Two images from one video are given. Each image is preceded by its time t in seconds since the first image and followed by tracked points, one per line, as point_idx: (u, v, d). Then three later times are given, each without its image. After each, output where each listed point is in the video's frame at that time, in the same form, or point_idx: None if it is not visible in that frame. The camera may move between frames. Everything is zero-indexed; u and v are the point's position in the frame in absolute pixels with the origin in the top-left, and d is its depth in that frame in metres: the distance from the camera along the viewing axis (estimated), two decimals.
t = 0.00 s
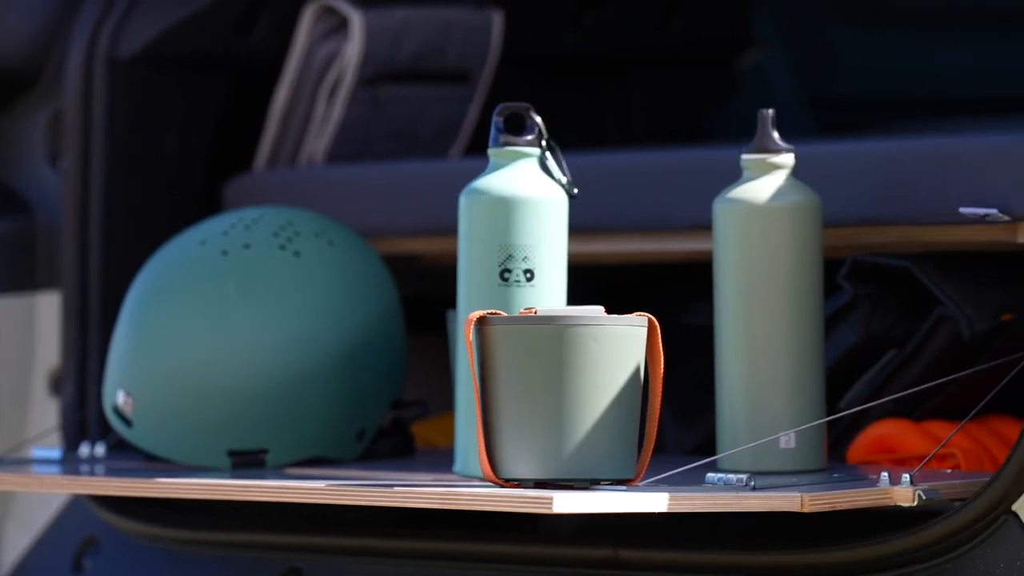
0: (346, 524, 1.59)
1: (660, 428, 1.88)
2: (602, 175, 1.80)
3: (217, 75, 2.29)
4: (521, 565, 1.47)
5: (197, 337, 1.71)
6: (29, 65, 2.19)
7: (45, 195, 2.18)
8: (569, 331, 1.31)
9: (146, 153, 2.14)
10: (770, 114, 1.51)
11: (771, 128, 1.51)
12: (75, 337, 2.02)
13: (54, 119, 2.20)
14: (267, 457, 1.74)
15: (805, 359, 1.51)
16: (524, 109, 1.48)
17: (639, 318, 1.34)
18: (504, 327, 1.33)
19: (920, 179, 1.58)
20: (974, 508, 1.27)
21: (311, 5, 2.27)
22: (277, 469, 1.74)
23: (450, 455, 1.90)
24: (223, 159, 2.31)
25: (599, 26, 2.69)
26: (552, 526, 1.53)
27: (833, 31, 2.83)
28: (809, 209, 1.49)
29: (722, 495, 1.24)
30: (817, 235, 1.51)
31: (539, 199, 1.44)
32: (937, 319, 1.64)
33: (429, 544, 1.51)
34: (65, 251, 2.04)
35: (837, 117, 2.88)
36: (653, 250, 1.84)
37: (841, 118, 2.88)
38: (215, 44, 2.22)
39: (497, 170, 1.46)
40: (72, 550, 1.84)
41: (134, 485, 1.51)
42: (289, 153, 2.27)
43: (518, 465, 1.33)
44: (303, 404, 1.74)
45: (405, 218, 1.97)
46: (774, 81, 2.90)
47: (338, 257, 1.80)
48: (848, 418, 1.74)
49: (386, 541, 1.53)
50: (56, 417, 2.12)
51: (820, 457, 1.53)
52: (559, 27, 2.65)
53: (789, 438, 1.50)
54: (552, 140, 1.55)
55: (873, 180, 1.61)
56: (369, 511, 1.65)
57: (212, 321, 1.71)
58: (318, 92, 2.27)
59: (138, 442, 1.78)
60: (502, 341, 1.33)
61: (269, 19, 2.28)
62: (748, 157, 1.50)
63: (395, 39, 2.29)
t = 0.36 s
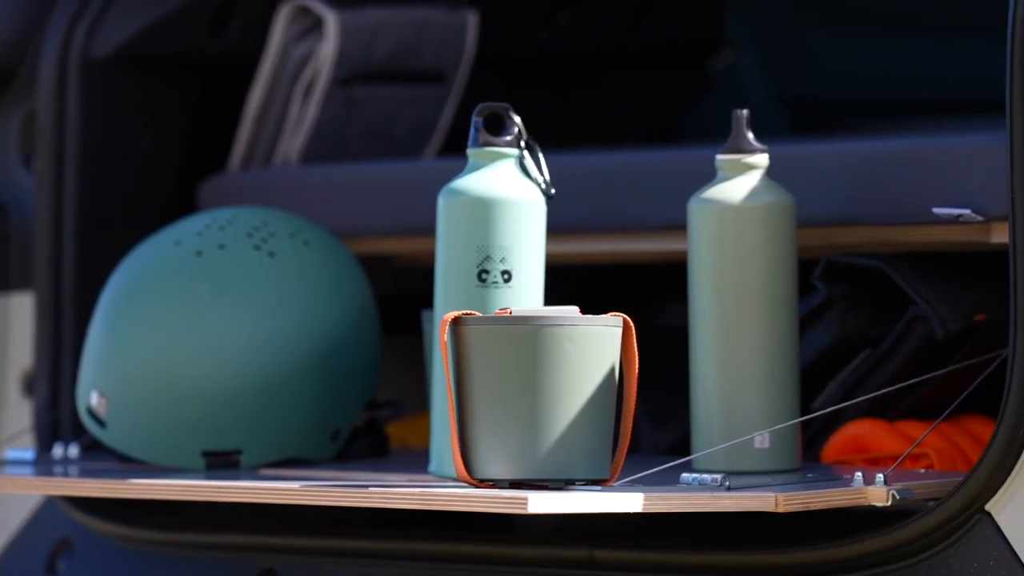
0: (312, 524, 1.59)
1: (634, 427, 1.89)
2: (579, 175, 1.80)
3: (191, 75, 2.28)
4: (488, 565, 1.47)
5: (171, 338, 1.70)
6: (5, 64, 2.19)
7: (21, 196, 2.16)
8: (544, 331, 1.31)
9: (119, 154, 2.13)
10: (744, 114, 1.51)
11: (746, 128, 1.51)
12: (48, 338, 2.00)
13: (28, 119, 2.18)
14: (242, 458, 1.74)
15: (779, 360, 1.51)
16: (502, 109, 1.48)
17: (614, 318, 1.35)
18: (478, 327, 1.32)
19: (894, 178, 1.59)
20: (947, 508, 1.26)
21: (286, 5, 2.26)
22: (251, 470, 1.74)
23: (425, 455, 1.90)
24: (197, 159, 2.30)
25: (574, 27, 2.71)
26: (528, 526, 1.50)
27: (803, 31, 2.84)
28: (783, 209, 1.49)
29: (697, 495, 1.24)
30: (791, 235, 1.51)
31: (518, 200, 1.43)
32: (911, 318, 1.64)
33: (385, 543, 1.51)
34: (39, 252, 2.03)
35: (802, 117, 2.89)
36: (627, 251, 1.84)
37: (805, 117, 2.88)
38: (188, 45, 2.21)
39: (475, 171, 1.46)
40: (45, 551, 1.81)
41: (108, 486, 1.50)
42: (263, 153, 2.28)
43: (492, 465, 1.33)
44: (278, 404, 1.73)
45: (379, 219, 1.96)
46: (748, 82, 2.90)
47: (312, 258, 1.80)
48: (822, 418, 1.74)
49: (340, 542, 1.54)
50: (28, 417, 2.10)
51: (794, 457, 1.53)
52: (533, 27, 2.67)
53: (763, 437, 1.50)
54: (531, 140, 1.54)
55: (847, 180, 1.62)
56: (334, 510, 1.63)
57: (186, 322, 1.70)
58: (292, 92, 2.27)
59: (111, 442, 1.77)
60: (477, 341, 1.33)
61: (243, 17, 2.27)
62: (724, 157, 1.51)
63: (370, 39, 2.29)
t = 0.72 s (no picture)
0: (278, 523, 1.58)
1: (611, 427, 1.89)
2: (557, 176, 1.80)
3: (167, 74, 2.27)
4: (464, 565, 1.46)
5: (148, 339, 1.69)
6: None
7: None
8: (521, 331, 1.30)
9: (95, 154, 2.12)
10: (721, 115, 1.52)
11: (723, 129, 1.51)
12: (23, 338, 1.99)
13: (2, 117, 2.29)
14: (219, 458, 1.73)
15: (757, 360, 1.51)
16: (491, 110, 1.48)
17: (591, 318, 1.35)
18: (456, 327, 1.32)
19: (872, 179, 1.59)
20: (924, 508, 1.25)
21: (262, 5, 2.26)
22: (227, 471, 1.73)
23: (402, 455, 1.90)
24: (173, 159, 2.29)
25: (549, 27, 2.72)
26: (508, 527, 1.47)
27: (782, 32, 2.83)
28: (759, 209, 1.50)
29: (674, 496, 1.24)
30: (768, 235, 1.51)
31: (505, 202, 1.43)
32: (888, 318, 1.64)
33: (386, 545, 1.49)
34: (14, 252, 2.02)
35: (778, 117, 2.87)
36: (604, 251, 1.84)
37: (781, 118, 2.87)
38: (164, 45, 2.20)
39: (462, 171, 1.46)
40: (20, 552, 1.77)
41: (84, 487, 1.49)
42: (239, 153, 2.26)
43: (470, 466, 1.32)
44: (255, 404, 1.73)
45: (357, 219, 1.96)
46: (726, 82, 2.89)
47: (289, 258, 1.79)
48: (800, 418, 1.75)
49: (334, 542, 1.52)
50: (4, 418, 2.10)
51: (771, 457, 1.53)
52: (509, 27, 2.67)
53: (741, 438, 1.50)
54: (517, 140, 1.54)
55: (824, 180, 1.62)
56: (299, 512, 1.61)
57: (163, 322, 1.70)
58: (269, 92, 2.27)
59: (88, 443, 1.76)
60: (454, 341, 1.32)
61: (218, 16, 2.26)
62: (700, 157, 1.51)
63: (346, 39, 2.30)
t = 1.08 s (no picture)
0: (243, 523, 1.57)
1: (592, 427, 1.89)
2: (539, 176, 1.80)
3: (150, 75, 2.26)
4: (438, 565, 1.44)
5: (129, 339, 1.69)
6: None
7: None
8: (503, 332, 1.30)
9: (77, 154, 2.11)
10: (703, 115, 1.52)
11: (704, 129, 1.51)
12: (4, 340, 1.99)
13: None
14: (201, 459, 1.72)
15: (739, 360, 1.51)
16: (465, 110, 1.48)
17: (573, 318, 1.35)
18: (438, 328, 1.32)
19: (852, 179, 1.59)
20: (904, 508, 1.24)
21: (243, 5, 2.25)
22: (209, 472, 1.72)
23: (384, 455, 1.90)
24: (155, 159, 2.28)
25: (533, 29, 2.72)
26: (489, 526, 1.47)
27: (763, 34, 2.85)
28: (741, 209, 1.50)
29: (656, 496, 1.24)
30: (750, 235, 1.51)
31: (481, 200, 1.43)
32: (869, 319, 1.65)
33: (339, 544, 1.48)
34: None
35: (765, 117, 2.86)
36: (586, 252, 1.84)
37: (769, 118, 2.86)
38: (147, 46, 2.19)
39: (437, 172, 1.46)
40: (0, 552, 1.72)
41: (65, 488, 1.49)
42: (222, 152, 2.28)
43: (452, 466, 1.32)
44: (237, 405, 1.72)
45: (339, 219, 1.95)
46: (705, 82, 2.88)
47: (271, 258, 1.79)
48: (781, 418, 1.75)
49: (292, 541, 1.51)
50: None
51: (752, 457, 1.54)
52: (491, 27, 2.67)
53: (722, 438, 1.51)
54: (493, 141, 1.54)
55: (806, 180, 1.63)
56: (257, 508, 1.61)
57: (145, 321, 1.69)
58: (252, 92, 2.27)
59: (69, 444, 1.75)
60: (435, 341, 1.32)
61: (201, 16, 2.25)
62: (683, 157, 1.51)
63: (331, 39, 2.31)
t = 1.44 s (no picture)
0: (225, 524, 1.55)
1: (575, 427, 1.89)
2: (521, 176, 1.80)
3: (132, 75, 2.26)
4: (423, 565, 1.42)
5: (111, 339, 1.68)
6: None
7: None
8: (486, 332, 1.30)
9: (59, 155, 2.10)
10: (686, 115, 1.52)
11: (688, 129, 1.51)
12: None
13: None
14: (184, 459, 1.72)
15: (722, 360, 1.52)
16: (445, 110, 1.48)
17: (556, 319, 1.35)
18: (422, 328, 1.32)
19: (834, 179, 1.60)
20: (887, 508, 1.23)
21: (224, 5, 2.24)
22: (192, 472, 1.72)
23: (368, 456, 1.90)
24: (137, 159, 2.28)
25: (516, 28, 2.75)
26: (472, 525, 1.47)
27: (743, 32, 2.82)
28: (724, 210, 1.50)
29: (639, 496, 1.24)
30: (732, 235, 1.52)
31: (462, 200, 1.43)
32: (853, 319, 1.65)
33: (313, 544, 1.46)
34: None
35: (749, 117, 2.85)
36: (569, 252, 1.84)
37: (753, 118, 2.84)
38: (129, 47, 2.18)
39: (419, 172, 1.45)
40: None
41: (50, 490, 1.48)
42: (203, 152, 2.27)
43: (435, 466, 1.32)
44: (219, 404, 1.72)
45: (321, 220, 1.95)
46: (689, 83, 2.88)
47: (254, 258, 1.79)
48: (764, 418, 1.75)
49: (283, 542, 1.48)
50: None
51: (735, 456, 1.54)
52: (473, 27, 2.71)
53: (706, 438, 1.51)
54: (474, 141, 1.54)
55: (789, 179, 1.63)
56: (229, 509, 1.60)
57: (126, 321, 1.68)
58: (233, 92, 2.28)
59: (52, 444, 1.75)
60: (419, 342, 1.32)
61: (182, 19, 2.25)
62: (665, 158, 1.51)
63: (312, 38, 2.32)
